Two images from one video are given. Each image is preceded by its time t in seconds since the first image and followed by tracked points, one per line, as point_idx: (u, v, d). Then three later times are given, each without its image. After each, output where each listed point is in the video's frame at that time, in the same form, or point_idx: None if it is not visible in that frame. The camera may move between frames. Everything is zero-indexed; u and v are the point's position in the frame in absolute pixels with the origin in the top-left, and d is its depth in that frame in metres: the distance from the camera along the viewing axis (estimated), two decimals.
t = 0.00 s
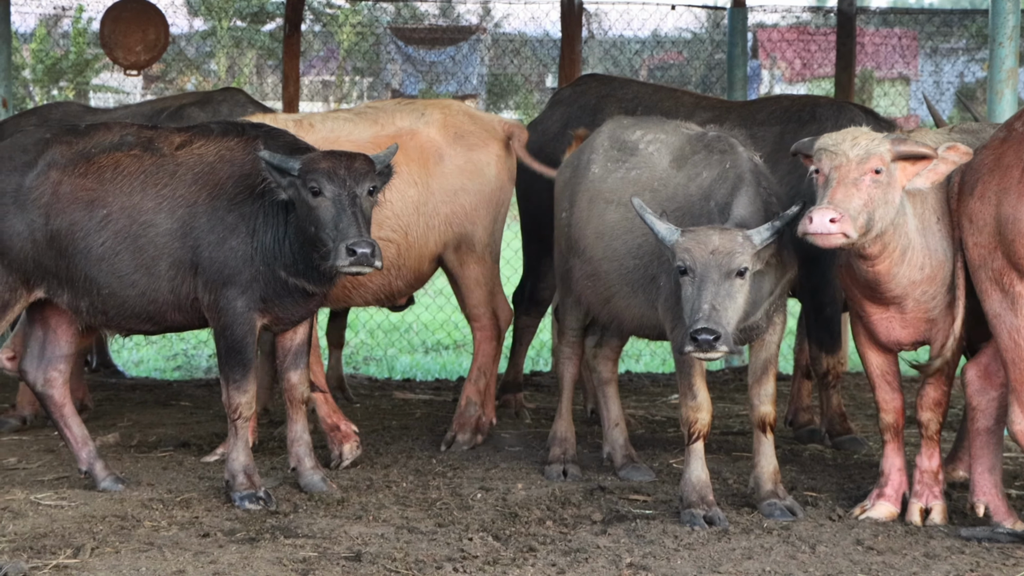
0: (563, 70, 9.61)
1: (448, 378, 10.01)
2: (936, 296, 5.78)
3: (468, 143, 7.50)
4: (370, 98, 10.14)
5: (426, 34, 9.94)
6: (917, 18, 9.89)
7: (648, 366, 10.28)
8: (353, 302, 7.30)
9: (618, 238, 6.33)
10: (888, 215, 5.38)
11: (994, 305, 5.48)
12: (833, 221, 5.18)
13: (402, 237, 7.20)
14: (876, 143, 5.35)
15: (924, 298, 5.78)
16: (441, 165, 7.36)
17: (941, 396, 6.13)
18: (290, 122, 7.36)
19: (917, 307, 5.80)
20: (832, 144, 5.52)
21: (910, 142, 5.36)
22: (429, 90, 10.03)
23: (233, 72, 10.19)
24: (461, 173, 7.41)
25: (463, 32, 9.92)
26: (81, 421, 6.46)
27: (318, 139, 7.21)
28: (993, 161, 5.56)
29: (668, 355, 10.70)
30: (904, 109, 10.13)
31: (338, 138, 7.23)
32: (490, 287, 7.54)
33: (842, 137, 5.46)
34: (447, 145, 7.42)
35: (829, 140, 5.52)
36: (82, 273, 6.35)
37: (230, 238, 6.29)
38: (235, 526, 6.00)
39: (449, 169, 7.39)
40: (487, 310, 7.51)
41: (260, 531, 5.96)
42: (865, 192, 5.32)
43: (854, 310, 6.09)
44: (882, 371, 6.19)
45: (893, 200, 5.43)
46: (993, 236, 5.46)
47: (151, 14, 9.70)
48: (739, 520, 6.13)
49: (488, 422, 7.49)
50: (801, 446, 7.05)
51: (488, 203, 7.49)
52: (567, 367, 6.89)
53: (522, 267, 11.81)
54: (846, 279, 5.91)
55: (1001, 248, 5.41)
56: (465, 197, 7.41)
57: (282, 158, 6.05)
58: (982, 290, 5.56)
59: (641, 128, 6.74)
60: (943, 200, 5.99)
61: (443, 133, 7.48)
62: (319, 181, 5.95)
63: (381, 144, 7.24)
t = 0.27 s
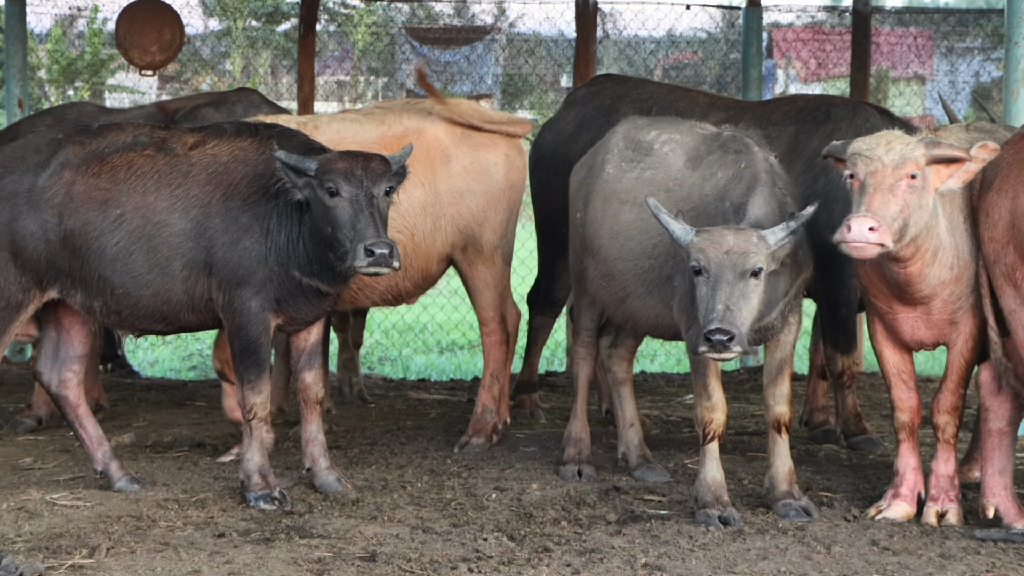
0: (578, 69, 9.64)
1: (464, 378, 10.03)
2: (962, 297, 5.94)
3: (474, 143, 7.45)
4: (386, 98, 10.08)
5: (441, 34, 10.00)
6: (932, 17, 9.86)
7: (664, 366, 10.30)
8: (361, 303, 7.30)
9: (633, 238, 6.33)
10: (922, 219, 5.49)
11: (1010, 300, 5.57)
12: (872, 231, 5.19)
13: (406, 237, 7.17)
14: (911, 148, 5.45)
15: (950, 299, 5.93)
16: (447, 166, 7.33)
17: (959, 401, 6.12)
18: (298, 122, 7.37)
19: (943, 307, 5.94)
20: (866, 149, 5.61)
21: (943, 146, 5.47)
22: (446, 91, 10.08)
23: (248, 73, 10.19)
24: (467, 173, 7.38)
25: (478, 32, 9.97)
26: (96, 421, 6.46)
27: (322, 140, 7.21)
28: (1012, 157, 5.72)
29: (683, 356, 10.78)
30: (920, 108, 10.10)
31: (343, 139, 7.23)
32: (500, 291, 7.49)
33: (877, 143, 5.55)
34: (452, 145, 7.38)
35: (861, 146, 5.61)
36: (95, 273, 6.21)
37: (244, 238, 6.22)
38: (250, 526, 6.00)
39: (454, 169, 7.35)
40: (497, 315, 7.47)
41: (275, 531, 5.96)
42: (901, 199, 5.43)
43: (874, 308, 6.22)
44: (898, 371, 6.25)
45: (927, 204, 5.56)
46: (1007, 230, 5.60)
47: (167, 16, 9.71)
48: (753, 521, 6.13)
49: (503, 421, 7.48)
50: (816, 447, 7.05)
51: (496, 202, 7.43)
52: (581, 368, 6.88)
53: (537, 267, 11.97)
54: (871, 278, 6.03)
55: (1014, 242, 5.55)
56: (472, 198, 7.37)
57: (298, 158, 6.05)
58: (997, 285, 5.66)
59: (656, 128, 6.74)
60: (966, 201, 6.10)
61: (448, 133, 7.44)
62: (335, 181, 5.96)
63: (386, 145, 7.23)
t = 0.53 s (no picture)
0: (597, 69, 9.67)
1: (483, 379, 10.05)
2: (979, 298, 5.93)
3: (484, 144, 7.40)
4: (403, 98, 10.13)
5: (460, 34, 10.00)
6: (950, 16, 9.91)
7: (682, 366, 10.34)
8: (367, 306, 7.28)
9: (651, 237, 6.32)
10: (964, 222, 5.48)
11: None
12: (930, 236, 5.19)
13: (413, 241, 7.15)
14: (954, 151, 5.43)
15: (968, 300, 5.92)
16: (455, 168, 7.28)
17: (978, 402, 6.13)
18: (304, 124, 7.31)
19: (961, 309, 5.93)
20: (906, 153, 5.56)
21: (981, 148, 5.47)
22: (461, 90, 10.04)
23: (267, 73, 10.22)
24: (476, 175, 7.32)
25: (495, 32, 9.99)
26: (115, 421, 6.44)
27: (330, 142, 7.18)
28: None
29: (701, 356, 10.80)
30: (938, 107, 10.13)
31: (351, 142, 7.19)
32: (513, 291, 7.48)
33: (918, 146, 5.51)
34: (461, 147, 7.34)
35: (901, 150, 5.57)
36: (111, 273, 6.20)
37: (261, 238, 6.20)
38: (268, 526, 6.01)
39: (463, 171, 7.30)
40: (510, 314, 7.47)
41: (294, 531, 5.96)
42: (947, 203, 5.41)
43: (890, 308, 6.20)
44: (914, 371, 6.25)
45: (960, 206, 5.58)
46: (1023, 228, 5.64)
47: (184, 15, 9.86)
48: (772, 521, 6.12)
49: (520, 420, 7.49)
50: (834, 447, 7.04)
51: (505, 204, 7.39)
52: (599, 368, 6.88)
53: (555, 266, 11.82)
54: (888, 280, 6.01)
55: None
56: (480, 200, 7.32)
57: (320, 159, 6.06)
58: (1015, 283, 5.70)
59: (674, 128, 6.73)
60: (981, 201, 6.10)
61: (458, 135, 7.39)
62: (358, 181, 5.95)
63: (393, 148, 7.20)
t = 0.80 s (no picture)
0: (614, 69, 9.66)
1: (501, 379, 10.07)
2: (994, 299, 5.92)
3: (486, 145, 7.29)
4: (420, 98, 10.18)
5: (476, 34, 10.02)
6: (969, 16, 9.94)
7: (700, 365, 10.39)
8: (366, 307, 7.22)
9: (669, 237, 6.32)
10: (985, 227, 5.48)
11: None
12: (956, 245, 5.16)
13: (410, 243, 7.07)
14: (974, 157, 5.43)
15: (984, 302, 5.91)
16: (455, 170, 7.18)
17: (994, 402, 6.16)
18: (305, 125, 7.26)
19: (977, 311, 5.92)
20: (925, 160, 5.58)
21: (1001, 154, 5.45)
22: (480, 90, 10.12)
23: (284, 73, 10.32)
24: (476, 177, 7.21)
25: (512, 32, 10.01)
26: (132, 421, 6.44)
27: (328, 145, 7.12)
28: None
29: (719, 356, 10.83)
30: (956, 107, 10.15)
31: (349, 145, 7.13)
32: (521, 291, 7.44)
33: (938, 154, 5.52)
34: (462, 148, 7.24)
35: (920, 159, 5.59)
36: (126, 272, 6.17)
37: (277, 238, 6.15)
38: (287, 526, 6.01)
39: (464, 173, 7.20)
40: (522, 314, 7.43)
41: (311, 531, 5.97)
42: (970, 208, 5.41)
43: (906, 309, 6.18)
44: (930, 373, 6.23)
45: (982, 213, 5.56)
46: None
47: (203, 15, 9.82)
48: (791, 521, 6.11)
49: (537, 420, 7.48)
50: (853, 447, 7.04)
51: (507, 206, 7.28)
52: (617, 368, 6.88)
53: (572, 267, 12.04)
54: (905, 282, 5.97)
55: None
56: (481, 202, 7.23)
57: (344, 159, 6.01)
58: None
59: (692, 127, 6.73)
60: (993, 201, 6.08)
61: (460, 137, 7.29)
62: (384, 182, 5.91)
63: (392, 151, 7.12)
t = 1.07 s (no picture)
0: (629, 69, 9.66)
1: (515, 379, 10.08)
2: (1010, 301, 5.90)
3: (485, 146, 7.22)
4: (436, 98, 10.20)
5: (491, 34, 10.03)
6: (984, 14, 9.82)
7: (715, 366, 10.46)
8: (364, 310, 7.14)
9: (684, 238, 6.31)
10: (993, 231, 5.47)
11: None
12: (959, 251, 5.14)
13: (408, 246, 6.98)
14: (982, 163, 5.42)
15: (999, 304, 5.89)
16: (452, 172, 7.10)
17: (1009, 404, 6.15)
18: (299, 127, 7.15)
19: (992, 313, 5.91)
20: (932, 164, 5.57)
21: (1010, 159, 5.45)
22: (495, 90, 10.14)
23: (299, 73, 10.28)
24: (474, 179, 7.13)
25: (528, 32, 9.99)
26: (148, 421, 6.45)
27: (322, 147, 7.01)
28: None
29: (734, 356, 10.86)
30: (972, 107, 10.18)
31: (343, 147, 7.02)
32: (526, 291, 7.40)
33: (945, 158, 5.51)
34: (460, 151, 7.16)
35: (927, 162, 5.58)
36: (140, 273, 6.10)
37: (290, 239, 6.06)
38: (302, 527, 6.01)
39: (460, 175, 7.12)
40: (529, 315, 7.41)
41: (327, 531, 5.97)
42: (976, 214, 5.39)
43: (922, 311, 6.16)
44: (947, 374, 6.22)
45: (991, 217, 5.53)
46: None
47: (218, 16, 9.90)
48: (806, 522, 6.11)
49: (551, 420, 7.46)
50: (869, 447, 7.03)
51: (505, 208, 7.22)
52: (632, 368, 6.87)
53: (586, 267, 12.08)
54: (921, 284, 5.95)
55: None
56: (478, 205, 7.16)
57: (371, 158, 5.98)
58: None
59: (707, 128, 6.72)
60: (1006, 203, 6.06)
61: (457, 139, 7.22)
62: (416, 181, 5.91)
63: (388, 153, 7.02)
